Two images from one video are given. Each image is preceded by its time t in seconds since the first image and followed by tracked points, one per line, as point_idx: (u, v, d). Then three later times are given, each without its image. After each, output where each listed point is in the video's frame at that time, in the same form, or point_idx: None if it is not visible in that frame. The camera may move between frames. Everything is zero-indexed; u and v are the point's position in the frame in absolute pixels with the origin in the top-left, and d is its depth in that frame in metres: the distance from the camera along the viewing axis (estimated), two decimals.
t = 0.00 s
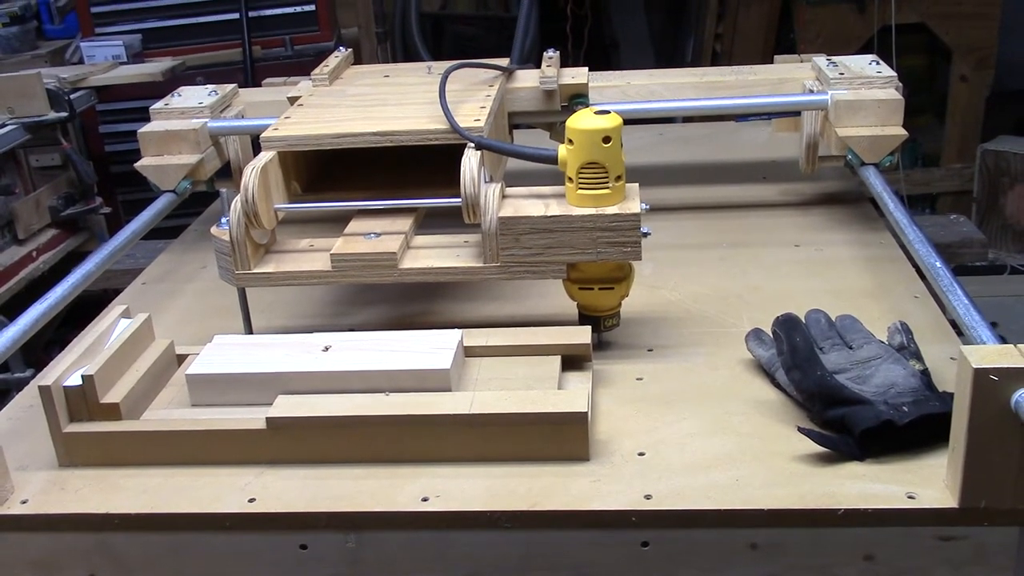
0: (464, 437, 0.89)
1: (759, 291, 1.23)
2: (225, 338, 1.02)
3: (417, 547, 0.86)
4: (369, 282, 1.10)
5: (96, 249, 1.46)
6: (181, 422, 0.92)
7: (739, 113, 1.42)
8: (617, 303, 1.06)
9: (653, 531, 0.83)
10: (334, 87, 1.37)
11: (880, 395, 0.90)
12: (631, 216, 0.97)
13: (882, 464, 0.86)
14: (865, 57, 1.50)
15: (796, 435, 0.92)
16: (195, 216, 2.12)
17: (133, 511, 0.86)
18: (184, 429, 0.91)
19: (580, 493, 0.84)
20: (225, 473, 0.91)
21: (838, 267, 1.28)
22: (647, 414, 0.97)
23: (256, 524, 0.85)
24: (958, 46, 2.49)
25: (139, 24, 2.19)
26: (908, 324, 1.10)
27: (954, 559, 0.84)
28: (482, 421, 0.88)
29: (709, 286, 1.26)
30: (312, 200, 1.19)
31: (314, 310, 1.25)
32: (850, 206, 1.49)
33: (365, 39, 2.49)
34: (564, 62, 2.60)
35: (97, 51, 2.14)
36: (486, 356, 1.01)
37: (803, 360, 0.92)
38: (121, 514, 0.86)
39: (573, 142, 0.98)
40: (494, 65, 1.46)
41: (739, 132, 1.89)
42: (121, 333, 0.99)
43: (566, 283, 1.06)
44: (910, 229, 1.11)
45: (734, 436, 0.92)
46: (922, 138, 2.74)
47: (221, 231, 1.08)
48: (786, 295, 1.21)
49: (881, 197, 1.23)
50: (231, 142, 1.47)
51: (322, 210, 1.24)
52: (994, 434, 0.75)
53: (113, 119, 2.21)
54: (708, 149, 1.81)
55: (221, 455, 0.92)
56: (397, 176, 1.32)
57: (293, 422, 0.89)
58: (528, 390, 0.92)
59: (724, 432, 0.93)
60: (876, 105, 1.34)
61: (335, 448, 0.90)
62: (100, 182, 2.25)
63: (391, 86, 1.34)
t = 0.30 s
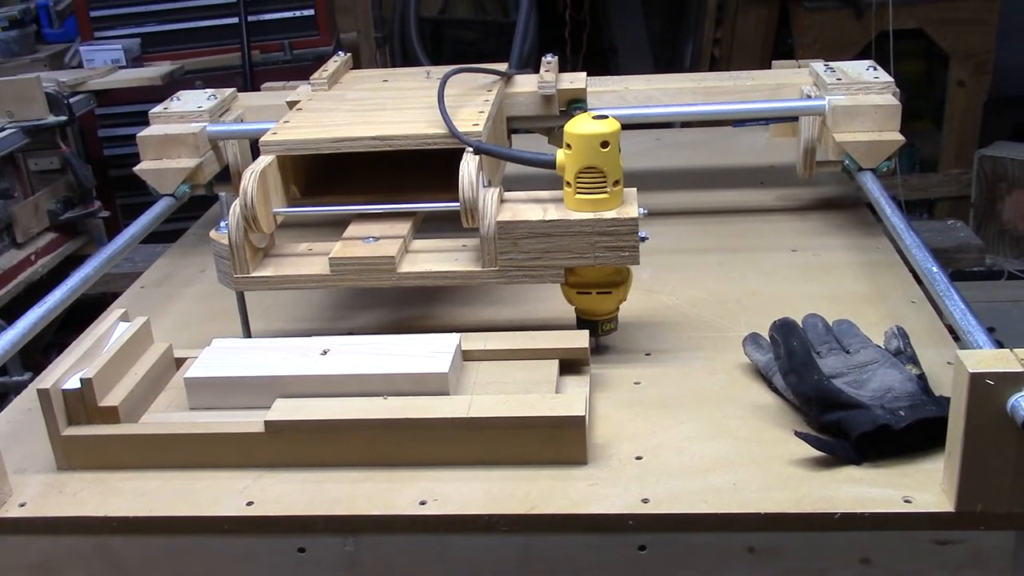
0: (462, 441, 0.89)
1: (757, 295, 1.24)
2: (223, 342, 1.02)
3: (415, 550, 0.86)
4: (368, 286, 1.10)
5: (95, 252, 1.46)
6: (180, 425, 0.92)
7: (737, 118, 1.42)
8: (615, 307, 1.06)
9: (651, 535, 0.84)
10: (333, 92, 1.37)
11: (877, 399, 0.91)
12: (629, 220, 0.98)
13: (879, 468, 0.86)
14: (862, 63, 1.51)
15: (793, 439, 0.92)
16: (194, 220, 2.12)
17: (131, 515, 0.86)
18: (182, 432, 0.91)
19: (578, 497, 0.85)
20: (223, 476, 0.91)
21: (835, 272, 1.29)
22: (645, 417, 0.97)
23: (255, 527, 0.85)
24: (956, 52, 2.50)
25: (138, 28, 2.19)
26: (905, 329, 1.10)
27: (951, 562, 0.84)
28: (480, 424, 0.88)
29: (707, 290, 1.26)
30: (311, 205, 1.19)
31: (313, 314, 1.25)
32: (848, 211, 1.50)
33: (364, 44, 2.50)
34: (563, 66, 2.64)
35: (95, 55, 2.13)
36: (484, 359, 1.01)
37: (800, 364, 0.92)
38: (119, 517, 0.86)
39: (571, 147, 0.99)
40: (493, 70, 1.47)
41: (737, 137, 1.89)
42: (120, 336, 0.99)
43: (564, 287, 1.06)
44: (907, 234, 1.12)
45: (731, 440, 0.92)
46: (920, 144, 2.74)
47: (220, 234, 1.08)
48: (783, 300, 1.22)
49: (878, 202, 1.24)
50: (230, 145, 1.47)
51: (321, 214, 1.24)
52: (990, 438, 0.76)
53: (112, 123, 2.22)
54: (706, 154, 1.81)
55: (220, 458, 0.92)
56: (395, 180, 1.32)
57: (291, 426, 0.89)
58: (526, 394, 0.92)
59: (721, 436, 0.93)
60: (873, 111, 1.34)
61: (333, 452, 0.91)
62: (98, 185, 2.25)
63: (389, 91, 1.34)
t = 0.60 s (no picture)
0: (459, 443, 0.89)
1: (754, 297, 1.24)
2: (220, 345, 1.02)
3: (413, 554, 0.86)
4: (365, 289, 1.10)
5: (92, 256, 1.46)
6: (177, 429, 0.92)
7: (733, 120, 1.43)
8: (612, 309, 1.06)
9: (649, 537, 0.83)
10: (329, 95, 1.37)
11: (874, 401, 0.91)
12: (626, 223, 0.98)
13: (876, 470, 0.86)
14: (858, 65, 1.51)
15: (791, 441, 0.92)
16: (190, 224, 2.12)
17: (129, 519, 0.86)
18: (180, 436, 0.91)
19: (576, 499, 0.85)
20: (219, 480, 0.91)
21: (832, 274, 1.29)
22: (643, 420, 0.97)
23: (252, 531, 0.85)
24: (952, 54, 2.51)
25: (135, 32, 2.19)
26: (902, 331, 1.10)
27: (950, 564, 0.84)
28: (477, 427, 0.88)
29: (704, 292, 1.26)
30: (307, 208, 1.19)
31: (310, 317, 1.25)
32: (845, 213, 1.50)
33: (361, 47, 2.50)
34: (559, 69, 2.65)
35: (92, 60, 2.13)
36: (481, 362, 1.01)
37: (797, 366, 0.92)
38: (116, 521, 0.86)
39: (568, 149, 0.99)
40: (489, 73, 1.47)
41: (734, 140, 1.89)
42: (117, 339, 0.99)
43: (561, 289, 1.06)
44: (903, 236, 1.12)
45: (728, 442, 0.92)
46: (916, 146, 2.75)
47: (217, 238, 1.08)
48: (780, 302, 1.22)
49: (875, 204, 1.24)
50: (227, 149, 1.47)
51: (317, 217, 1.24)
52: (988, 440, 0.76)
53: (108, 127, 2.22)
54: (703, 157, 1.81)
55: (217, 462, 0.92)
56: (392, 184, 1.32)
57: (288, 429, 0.89)
58: (523, 397, 0.92)
59: (719, 438, 0.93)
60: (869, 113, 1.34)
61: (331, 455, 0.91)
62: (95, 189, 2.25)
63: (386, 94, 1.34)
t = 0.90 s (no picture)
0: (455, 446, 0.89)
1: (749, 298, 1.24)
2: (216, 349, 1.02)
3: (409, 557, 0.86)
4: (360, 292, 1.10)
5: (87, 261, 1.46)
6: (173, 433, 0.92)
7: (728, 122, 1.43)
8: (607, 311, 1.06)
9: (645, 539, 0.83)
10: (324, 99, 1.38)
11: (869, 402, 0.91)
12: (620, 225, 0.98)
13: (871, 470, 0.87)
14: (852, 66, 1.51)
15: (786, 442, 0.92)
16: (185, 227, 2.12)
17: (125, 523, 0.86)
18: (176, 440, 0.91)
19: (571, 501, 0.85)
20: (215, 484, 0.91)
21: (827, 275, 1.29)
22: (638, 421, 0.97)
23: (248, 534, 0.85)
24: (945, 55, 2.51)
25: (129, 37, 2.19)
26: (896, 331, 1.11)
27: (944, 564, 0.84)
28: (473, 430, 0.88)
29: (699, 294, 1.26)
30: (303, 212, 1.19)
31: (306, 321, 1.25)
32: (839, 214, 1.50)
33: (356, 51, 2.50)
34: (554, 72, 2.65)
35: (86, 64, 2.13)
36: (476, 365, 1.01)
37: (792, 367, 0.92)
38: (113, 525, 0.86)
39: (563, 152, 0.99)
40: (484, 76, 1.47)
41: (728, 142, 1.90)
42: (113, 343, 0.99)
43: (556, 291, 1.06)
44: (897, 237, 1.12)
45: (724, 443, 0.93)
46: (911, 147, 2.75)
47: (212, 242, 1.08)
48: (774, 303, 1.22)
49: (869, 206, 1.24)
50: (222, 153, 1.47)
51: (313, 221, 1.24)
52: (981, 439, 0.76)
53: (103, 131, 2.22)
54: (698, 158, 1.82)
55: (212, 465, 0.92)
56: (387, 187, 1.32)
57: (284, 433, 0.89)
58: (518, 399, 0.92)
59: (714, 439, 0.93)
60: (863, 114, 1.35)
61: (327, 459, 0.91)
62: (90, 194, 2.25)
63: (381, 97, 1.34)
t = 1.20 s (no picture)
0: (451, 447, 0.89)
1: (745, 301, 1.24)
2: (212, 349, 1.02)
3: (405, 558, 0.86)
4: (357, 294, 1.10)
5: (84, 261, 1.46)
6: (169, 434, 0.92)
7: (725, 125, 1.43)
8: (604, 313, 1.07)
9: (641, 541, 0.84)
10: (322, 100, 1.38)
11: (865, 405, 0.91)
12: (617, 227, 0.98)
13: (867, 473, 0.87)
14: (849, 70, 1.52)
15: (781, 445, 0.92)
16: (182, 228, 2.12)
17: (121, 524, 0.86)
18: (172, 441, 0.91)
19: (567, 503, 0.85)
20: (211, 485, 0.91)
21: (823, 278, 1.29)
22: (635, 423, 0.97)
23: (244, 535, 0.85)
24: (942, 60, 2.52)
25: (127, 37, 2.19)
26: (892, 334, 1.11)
27: (939, 567, 0.84)
28: (469, 432, 0.88)
29: (696, 296, 1.26)
30: (300, 213, 1.19)
31: (303, 321, 1.25)
32: (836, 217, 1.50)
33: (353, 52, 2.50)
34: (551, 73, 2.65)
35: (84, 64, 2.12)
36: (473, 366, 1.01)
37: (788, 370, 0.93)
38: (108, 526, 0.86)
39: (560, 155, 0.99)
40: (481, 78, 1.47)
41: (725, 145, 1.90)
42: (109, 344, 0.99)
43: (552, 293, 1.06)
44: (893, 240, 1.12)
45: (720, 445, 0.93)
46: (908, 151, 2.76)
47: (209, 242, 1.08)
48: (771, 306, 1.22)
49: (865, 209, 1.24)
50: (219, 154, 1.47)
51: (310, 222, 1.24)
52: (977, 442, 0.76)
53: (100, 132, 2.21)
54: (695, 161, 1.82)
55: (209, 466, 0.92)
56: (384, 188, 1.32)
57: (280, 434, 0.89)
58: (514, 401, 0.93)
59: (711, 442, 0.93)
60: (860, 118, 1.35)
61: (323, 460, 0.91)
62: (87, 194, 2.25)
63: (379, 99, 1.34)
